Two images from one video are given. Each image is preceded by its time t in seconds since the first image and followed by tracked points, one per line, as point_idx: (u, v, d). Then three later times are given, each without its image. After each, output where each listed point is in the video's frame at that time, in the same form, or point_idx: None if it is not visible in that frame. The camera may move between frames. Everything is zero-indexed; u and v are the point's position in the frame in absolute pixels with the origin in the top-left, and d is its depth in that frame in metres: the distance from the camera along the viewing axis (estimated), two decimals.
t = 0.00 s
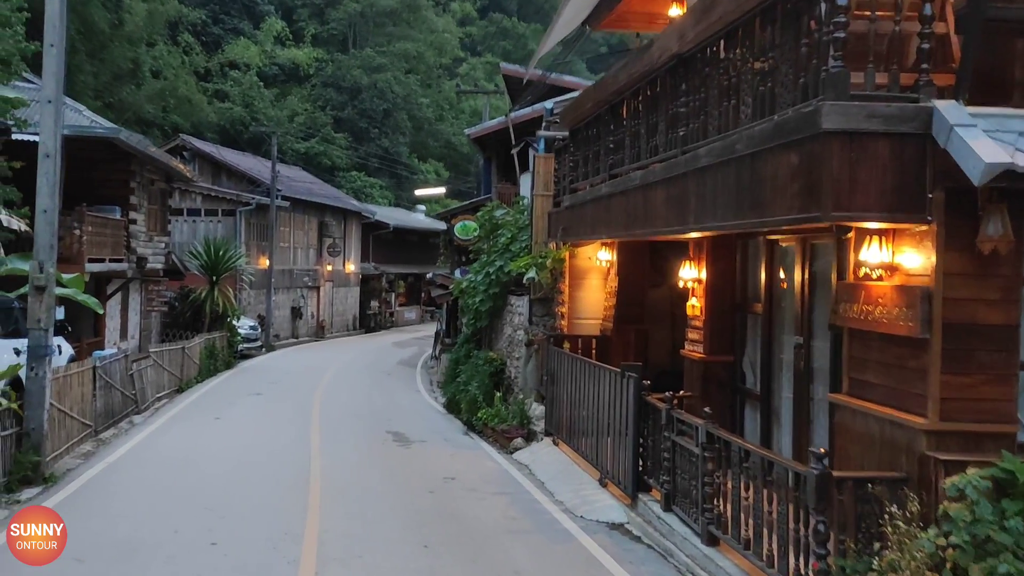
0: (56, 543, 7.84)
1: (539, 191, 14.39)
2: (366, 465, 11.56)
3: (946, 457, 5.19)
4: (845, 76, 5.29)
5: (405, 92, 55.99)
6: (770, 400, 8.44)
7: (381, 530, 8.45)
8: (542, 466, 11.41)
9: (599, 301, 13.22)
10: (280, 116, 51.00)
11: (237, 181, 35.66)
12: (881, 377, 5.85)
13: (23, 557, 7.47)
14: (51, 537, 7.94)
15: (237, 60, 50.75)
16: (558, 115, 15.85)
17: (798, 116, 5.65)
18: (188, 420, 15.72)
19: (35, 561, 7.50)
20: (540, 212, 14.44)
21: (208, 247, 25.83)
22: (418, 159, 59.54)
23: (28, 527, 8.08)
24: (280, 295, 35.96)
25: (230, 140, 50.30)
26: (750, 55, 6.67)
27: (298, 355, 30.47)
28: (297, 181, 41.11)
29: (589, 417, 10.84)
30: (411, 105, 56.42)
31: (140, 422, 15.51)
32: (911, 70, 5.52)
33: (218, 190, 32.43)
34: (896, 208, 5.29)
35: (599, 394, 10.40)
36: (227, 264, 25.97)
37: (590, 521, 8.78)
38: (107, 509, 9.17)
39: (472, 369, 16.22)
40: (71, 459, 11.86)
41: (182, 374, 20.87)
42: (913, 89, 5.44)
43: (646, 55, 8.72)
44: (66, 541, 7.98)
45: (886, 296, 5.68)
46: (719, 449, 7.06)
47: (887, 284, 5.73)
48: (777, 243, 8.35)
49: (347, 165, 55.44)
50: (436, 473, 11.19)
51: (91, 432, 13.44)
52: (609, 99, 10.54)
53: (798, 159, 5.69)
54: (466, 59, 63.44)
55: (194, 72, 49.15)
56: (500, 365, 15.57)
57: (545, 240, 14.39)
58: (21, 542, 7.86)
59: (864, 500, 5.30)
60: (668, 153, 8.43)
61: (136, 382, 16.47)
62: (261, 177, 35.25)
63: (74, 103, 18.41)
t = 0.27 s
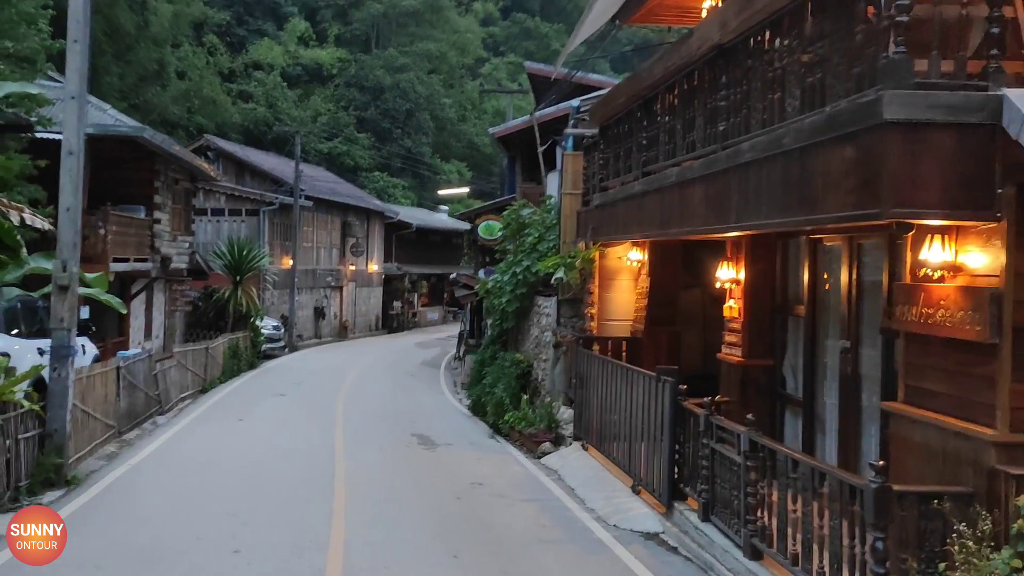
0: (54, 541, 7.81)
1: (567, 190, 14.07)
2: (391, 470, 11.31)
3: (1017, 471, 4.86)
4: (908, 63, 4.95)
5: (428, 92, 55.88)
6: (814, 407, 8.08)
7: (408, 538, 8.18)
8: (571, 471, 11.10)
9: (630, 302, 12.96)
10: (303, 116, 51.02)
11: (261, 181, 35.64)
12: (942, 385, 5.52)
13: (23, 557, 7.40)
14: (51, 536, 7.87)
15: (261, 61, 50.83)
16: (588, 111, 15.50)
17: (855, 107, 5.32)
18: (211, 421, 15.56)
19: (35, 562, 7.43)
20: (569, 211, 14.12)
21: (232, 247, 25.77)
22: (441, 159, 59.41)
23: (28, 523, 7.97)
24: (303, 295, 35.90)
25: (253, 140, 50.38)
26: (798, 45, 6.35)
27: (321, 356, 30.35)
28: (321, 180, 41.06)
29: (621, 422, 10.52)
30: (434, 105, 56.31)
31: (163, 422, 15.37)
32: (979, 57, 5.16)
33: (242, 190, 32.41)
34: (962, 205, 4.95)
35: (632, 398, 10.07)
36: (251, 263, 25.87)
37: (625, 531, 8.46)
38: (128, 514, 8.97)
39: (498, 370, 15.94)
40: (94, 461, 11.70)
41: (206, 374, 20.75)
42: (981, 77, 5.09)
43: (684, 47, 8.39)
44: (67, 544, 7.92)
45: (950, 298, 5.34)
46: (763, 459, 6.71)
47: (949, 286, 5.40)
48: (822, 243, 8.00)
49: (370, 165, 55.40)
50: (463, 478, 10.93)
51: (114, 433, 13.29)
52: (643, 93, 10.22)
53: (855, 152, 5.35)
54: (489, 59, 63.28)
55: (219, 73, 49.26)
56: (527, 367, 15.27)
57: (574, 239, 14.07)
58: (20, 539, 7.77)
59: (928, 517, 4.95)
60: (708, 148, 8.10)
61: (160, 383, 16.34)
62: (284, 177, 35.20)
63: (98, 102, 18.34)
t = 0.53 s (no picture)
0: (53, 542, 7.56)
1: (592, 182, 13.74)
2: (413, 469, 11.06)
3: None
4: (971, 38, 4.61)
5: (449, 89, 55.70)
6: (853, 406, 7.71)
7: (431, 539, 7.94)
8: (597, 471, 10.80)
9: (657, 299, 12.63)
10: (325, 113, 50.95)
11: (282, 177, 35.54)
12: (1004, 384, 5.21)
13: (20, 557, 7.14)
14: (48, 536, 7.64)
15: (283, 59, 50.78)
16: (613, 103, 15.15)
17: (909, 87, 4.98)
18: (231, 418, 15.38)
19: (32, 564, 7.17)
20: (595, 205, 13.78)
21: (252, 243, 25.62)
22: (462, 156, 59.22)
23: (26, 523, 7.78)
24: (324, 292, 35.77)
25: (274, 138, 50.36)
26: (844, 23, 6.02)
27: (341, 353, 30.19)
28: (342, 177, 40.96)
29: (649, 421, 10.20)
30: (454, 102, 56.14)
31: (182, 419, 15.21)
32: None
33: (263, 186, 32.34)
34: None
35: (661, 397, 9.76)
36: (271, 260, 25.71)
37: (654, 534, 8.13)
38: (144, 512, 8.76)
39: (521, 368, 15.64)
40: (111, 457, 11.51)
41: (226, 371, 20.61)
42: None
43: (719, 31, 8.06)
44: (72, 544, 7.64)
45: (1010, 291, 5.06)
46: (803, 460, 6.34)
47: (1010, 278, 5.10)
48: (864, 235, 7.64)
49: (391, 163, 55.28)
50: (486, 478, 10.67)
51: (132, 430, 13.12)
52: (674, 81, 9.89)
53: (910, 135, 5.02)
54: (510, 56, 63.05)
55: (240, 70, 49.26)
56: (551, 365, 14.97)
57: (599, 234, 13.76)
58: (18, 539, 7.55)
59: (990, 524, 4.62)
60: (744, 136, 7.77)
61: (179, 379, 16.19)
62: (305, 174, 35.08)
63: (119, 96, 18.21)
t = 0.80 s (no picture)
0: (56, 539, 7.50)
1: (617, 179, 13.40)
2: (433, 475, 10.77)
3: None
4: None
5: (469, 88, 55.51)
6: (896, 411, 7.34)
7: (451, 548, 7.65)
8: (623, 476, 10.47)
9: (683, 298, 12.28)
10: (345, 112, 50.88)
11: (302, 176, 35.43)
12: None
13: (21, 556, 7.08)
14: (52, 533, 7.56)
15: (303, 58, 50.77)
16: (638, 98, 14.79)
17: (968, 70, 4.62)
18: (249, 419, 15.18)
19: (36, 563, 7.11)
20: (619, 202, 13.45)
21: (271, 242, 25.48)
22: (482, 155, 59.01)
23: (28, 522, 7.60)
24: (343, 292, 35.60)
25: (294, 137, 50.33)
26: (891, 6, 5.67)
27: (361, 353, 29.99)
28: (362, 176, 40.83)
29: (677, 425, 9.86)
30: (475, 101, 55.92)
31: (200, 420, 15.01)
32: None
33: (283, 185, 32.23)
34: None
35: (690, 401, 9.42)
36: (291, 259, 25.56)
37: (684, 544, 7.79)
38: (158, 517, 8.53)
39: (544, 369, 15.31)
40: (127, 459, 11.31)
41: (245, 370, 20.45)
42: None
43: (753, 19, 7.71)
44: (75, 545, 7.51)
45: None
46: (846, 470, 5.98)
47: None
48: (907, 231, 7.28)
49: (411, 162, 55.13)
50: (508, 483, 10.38)
51: (149, 431, 12.92)
52: (703, 73, 9.54)
53: (969, 122, 4.66)
54: (530, 55, 62.77)
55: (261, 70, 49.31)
56: (574, 366, 14.65)
57: (623, 232, 13.43)
58: (19, 537, 7.41)
59: None
60: (780, 129, 7.42)
61: (197, 379, 16.01)
62: (325, 172, 34.97)
63: (138, 94, 18.09)
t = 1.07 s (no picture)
0: (56, 544, 7.11)
1: (646, 173, 13.04)
2: (459, 477, 10.51)
3: None
4: None
5: (491, 86, 55.28)
6: (948, 414, 6.98)
7: (479, 553, 7.37)
8: (654, 479, 10.14)
9: (715, 295, 11.91)
10: (367, 110, 50.77)
11: (324, 173, 35.28)
12: None
13: (22, 557, 6.73)
14: (51, 538, 7.15)
15: (326, 56, 50.72)
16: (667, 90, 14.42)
17: None
18: (270, 418, 14.99)
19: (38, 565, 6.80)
20: (648, 196, 13.07)
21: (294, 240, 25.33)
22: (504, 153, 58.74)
23: (28, 526, 7.12)
24: (366, 290, 35.44)
25: (317, 135, 50.28)
26: None
27: (383, 351, 29.80)
28: (384, 174, 40.67)
29: (711, 426, 9.52)
30: (497, 99, 55.69)
31: (222, 418, 14.84)
32: None
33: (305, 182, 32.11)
34: None
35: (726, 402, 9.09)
36: (313, 256, 25.39)
37: (723, 551, 7.45)
38: (178, 519, 8.31)
39: (570, 368, 15.00)
40: (148, 458, 11.11)
41: (267, 368, 20.28)
42: None
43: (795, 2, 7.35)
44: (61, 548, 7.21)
45: None
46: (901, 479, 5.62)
47: None
48: (960, 225, 6.91)
49: (433, 160, 54.95)
50: (535, 486, 10.10)
51: (171, 429, 12.74)
52: (740, 61, 9.17)
53: None
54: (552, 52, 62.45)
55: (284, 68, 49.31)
56: (602, 365, 14.32)
57: (652, 228, 13.08)
58: (20, 541, 6.94)
59: None
60: (824, 117, 7.06)
61: (219, 377, 15.84)
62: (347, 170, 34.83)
63: (160, 89, 17.95)
